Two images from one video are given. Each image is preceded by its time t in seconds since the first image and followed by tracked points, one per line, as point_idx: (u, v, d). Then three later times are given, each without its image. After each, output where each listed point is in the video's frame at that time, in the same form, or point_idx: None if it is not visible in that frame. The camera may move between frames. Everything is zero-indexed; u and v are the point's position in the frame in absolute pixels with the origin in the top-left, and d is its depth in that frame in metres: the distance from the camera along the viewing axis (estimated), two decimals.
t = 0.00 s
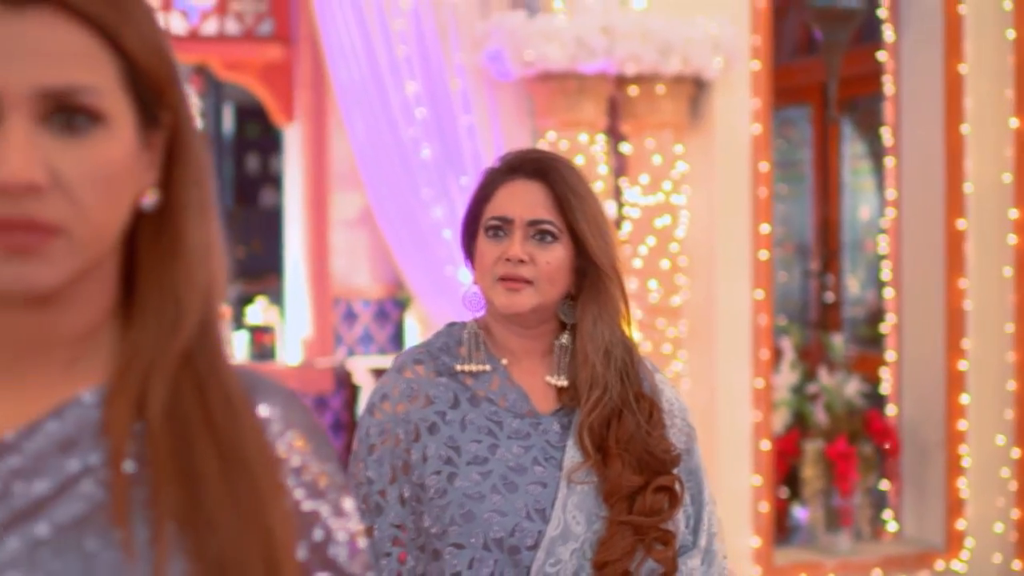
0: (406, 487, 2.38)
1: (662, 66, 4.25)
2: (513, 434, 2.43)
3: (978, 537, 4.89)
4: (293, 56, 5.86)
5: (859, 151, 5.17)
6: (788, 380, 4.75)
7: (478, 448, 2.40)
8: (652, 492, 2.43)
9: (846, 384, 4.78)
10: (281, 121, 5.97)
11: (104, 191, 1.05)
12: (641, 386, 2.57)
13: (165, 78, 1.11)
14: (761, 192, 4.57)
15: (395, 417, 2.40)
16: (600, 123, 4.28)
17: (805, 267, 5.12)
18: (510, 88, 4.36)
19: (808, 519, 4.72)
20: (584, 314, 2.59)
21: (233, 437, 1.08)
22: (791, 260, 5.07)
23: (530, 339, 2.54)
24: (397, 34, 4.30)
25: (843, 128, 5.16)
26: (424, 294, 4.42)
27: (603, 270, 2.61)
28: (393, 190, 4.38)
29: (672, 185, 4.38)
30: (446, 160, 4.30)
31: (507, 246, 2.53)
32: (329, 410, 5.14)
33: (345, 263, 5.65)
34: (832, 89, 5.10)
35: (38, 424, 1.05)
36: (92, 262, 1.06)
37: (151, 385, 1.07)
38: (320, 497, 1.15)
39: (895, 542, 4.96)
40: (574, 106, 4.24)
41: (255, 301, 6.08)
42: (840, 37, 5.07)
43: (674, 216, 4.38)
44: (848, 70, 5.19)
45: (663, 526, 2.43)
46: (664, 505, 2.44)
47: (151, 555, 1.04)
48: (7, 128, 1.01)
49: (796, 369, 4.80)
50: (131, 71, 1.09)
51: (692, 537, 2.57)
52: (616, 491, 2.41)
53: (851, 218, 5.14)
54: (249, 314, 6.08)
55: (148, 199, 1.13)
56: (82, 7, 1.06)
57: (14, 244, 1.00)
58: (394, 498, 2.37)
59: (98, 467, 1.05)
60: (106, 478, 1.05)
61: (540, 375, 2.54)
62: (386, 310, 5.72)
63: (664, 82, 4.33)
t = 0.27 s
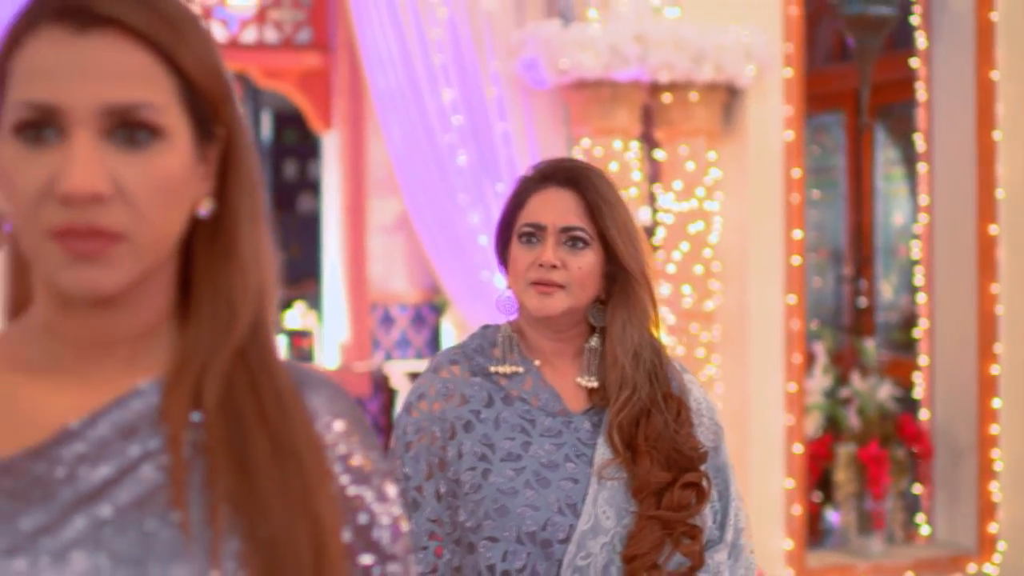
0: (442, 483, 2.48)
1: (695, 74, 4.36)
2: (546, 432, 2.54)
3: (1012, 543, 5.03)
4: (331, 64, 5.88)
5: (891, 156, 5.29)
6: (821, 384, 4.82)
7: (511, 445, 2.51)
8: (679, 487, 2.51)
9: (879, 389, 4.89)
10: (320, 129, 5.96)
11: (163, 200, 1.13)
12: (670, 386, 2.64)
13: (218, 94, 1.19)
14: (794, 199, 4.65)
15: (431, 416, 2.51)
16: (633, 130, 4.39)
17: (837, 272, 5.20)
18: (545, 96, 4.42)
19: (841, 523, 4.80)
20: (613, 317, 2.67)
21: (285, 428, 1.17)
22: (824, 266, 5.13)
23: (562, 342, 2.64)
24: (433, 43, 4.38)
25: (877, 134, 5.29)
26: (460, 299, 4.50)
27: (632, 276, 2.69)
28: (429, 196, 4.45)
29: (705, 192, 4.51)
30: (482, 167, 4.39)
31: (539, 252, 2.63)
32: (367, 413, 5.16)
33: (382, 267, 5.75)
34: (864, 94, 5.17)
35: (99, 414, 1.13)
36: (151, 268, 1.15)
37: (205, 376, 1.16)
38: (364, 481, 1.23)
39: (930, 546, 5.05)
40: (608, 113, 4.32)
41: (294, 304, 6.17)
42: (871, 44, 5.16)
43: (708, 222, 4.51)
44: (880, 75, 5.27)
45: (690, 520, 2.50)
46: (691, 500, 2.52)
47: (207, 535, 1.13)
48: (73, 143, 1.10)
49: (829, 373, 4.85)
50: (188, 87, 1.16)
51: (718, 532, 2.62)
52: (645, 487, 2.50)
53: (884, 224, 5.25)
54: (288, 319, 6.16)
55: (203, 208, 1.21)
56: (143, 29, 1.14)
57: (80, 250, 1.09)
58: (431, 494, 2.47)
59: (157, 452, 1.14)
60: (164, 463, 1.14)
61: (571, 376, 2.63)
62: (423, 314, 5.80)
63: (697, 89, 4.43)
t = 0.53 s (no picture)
0: (477, 477, 2.57)
1: (727, 78, 4.41)
2: (578, 426, 2.63)
3: None
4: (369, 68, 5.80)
5: (924, 159, 5.42)
6: (852, 386, 4.91)
7: (544, 439, 2.60)
8: (707, 480, 2.59)
9: (910, 390, 4.94)
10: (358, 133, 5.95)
11: (217, 205, 1.21)
12: (698, 383, 2.73)
13: (269, 106, 1.27)
14: (825, 202, 4.73)
15: (467, 411, 2.60)
16: (667, 134, 4.43)
17: (870, 274, 5.42)
18: (580, 101, 4.49)
19: (873, 523, 4.91)
20: (643, 319, 2.76)
21: (332, 417, 1.26)
22: (857, 269, 5.38)
23: (592, 342, 2.74)
24: (469, 49, 4.48)
25: (910, 136, 5.45)
26: (495, 300, 4.58)
27: (661, 278, 2.78)
28: (465, 200, 4.54)
29: (738, 195, 4.57)
30: (517, 171, 4.47)
31: (571, 255, 2.72)
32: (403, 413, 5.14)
33: (418, 269, 5.65)
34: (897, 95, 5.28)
35: (155, 402, 1.21)
36: (206, 267, 1.23)
37: (257, 368, 1.25)
38: (405, 466, 1.32)
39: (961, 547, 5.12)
40: (642, 118, 4.38)
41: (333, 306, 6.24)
42: (902, 49, 5.25)
43: (740, 224, 4.56)
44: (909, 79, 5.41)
45: (718, 512, 2.59)
46: (719, 492, 2.60)
47: (257, 516, 1.22)
48: (134, 151, 1.18)
49: (860, 375, 4.97)
50: (241, 100, 1.25)
51: (746, 523, 2.70)
52: (674, 480, 2.58)
53: (917, 226, 5.40)
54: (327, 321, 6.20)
55: (254, 212, 1.30)
56: (199, 46, 1.22)
57: (139, 250, 1.19)
58: (467, 487, 2.56)
59: (211, 435, 1.22)
60: (218, 446, 1.22)
61: (602, 374, 2.73)
62: (459, 316, 5.69)
63: (730, 93, 4.49)
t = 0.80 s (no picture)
0: (504, 471, 2.63)
1: (753, 81, 4.49)
2: (602, 421, 2.70)
3: None
4: (396, 72, 5.79)
5: (949, 162, 5.49)
6: (877, 387, 4.94)
7: (570, 434, 2.66)
8: (729, 474, 2.65)
9: (935, 390, 4.96)
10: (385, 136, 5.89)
11: (258, 207, 1.27)
12: (720, 381, 2.80)
13: (307, 114, 1.33)
14: (851, 205, 4.82)
15: (494, 407, 2.67)
16: (693, 136, 4.56)
17: (896, 276, 5.42)
18: (606, 106, 4.56)
19: (896, 523, 4.95)
20: (664, 320, 2.82)
21: (365, 409, 1.32)
22: (882, 271, 5.40)
23: (614, 340, 2.81)
24: (496, 53, 4.51)
25: (935, 139, 5.49)
26: (521, 301, 4.62)
27: (682, 281, 2.83)
28: (491, 202, 4.57)
29: (763, 197, 4.72)
30: (544, 174, 4.54)
31: (593, 257, 2.77)
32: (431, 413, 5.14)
33: (445, 272, 5.64)
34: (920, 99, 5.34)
35: (198, 395, 1.28)
36: (247, 265, 1.30)
37: (296, 362, 1.32)
38: (436, 458, 1.39)
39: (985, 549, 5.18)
40: (668, 120, 4.51)
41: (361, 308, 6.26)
42: (927, 53, 5.36)
43: (763, 224, 4.72)
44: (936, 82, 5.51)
45: (739, 505, 2.64)
46: (740, 486, 2.65)
47: (293, 504, 1.28)
48: (179, 154, 1.25)
49: (885, 377, 5.03)
50: (281, 109, 1.31)
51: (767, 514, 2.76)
52: (695, 474, 2.64)
53: (943, 228, 5.46)
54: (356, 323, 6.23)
55: (292, 215, 1.37)
56: (241, 56, 1.29)
57: (184, 248, 1.25)
58: (494, 481, 2.62)
59: (252, 426, 1.29)
60: (259, 436, 1.28)
61: (625, 372, 2.80)
62: (486, 319, 5.69)
63: (756, 97, 4.63)
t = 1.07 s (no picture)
0: (530, 460, 2.77)
1: (774, 84, 4.62)
2: (626, 414, 2.78)
3: None
4: (421, 76, 5.77)
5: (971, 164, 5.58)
6: (899, 388, 5.03)
7: (593, 425, 2.77)
8: (749, 467, 2.72)
9: (956, 392, 5.05)
10: (410, 139, 5.84)
11: (296, 208, 1.34)
12: (740, 377, 2.85)
13: (343, 123, 1.40)
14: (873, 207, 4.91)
15: (520, 401, 2.83)
16: (715, 139, 4.68)
17: (919, 278, 5.43)
18: (630, 110, 4.64)
19: (919, 524, 4.99)
20: (686, 319, 2.88)
21: (396, 405, 1.38)
22: (906, 273, 5.38)
23: (637, 337, 2.88)
24: (522, 56, 4.54)
25: (957, 142, 5.58)
26: (545, 302, 4.65)
27: (705, 283, 2.89)
28: (516, 205, 4.60)
29: (787, 199, 4.77)
30: (569, 178, 4.57)
31: (617, 257, 2.85)
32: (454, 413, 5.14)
33: (471, 274, 5.69)
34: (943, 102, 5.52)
35: (239, 392, 1.35)
36: (287, 264, 1.37)
37: (331, 360, 1.38)
38: (464, 452, 1.44)
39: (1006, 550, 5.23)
40: (691, 124, 4.64)
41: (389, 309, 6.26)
42: (948, 57, 5.50)
43: (785, 225, 4.76)
44: (959, 85, 5.56)
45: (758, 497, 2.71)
46: (758, 478, 2.72)
47: (328, 497, 1.32)
48: (221, 159, 1.31)
49: (908, 378, 5.09)
50: (317, 118, 1.37)
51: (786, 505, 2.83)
52: (716, 466, 2.70)
53: (966, 228, 5.50)
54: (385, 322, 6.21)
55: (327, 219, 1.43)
56: (279, 67, 1.35)
57: (226, 247, 1.31)
58: (520, 470, 2.77)
59: (289, 422, 1.34)
60: (296, 432, 1.34)
61: (648, 370, 2.86)
62: (511, 320, 5.69)
63: (778, 101, 4.74)
